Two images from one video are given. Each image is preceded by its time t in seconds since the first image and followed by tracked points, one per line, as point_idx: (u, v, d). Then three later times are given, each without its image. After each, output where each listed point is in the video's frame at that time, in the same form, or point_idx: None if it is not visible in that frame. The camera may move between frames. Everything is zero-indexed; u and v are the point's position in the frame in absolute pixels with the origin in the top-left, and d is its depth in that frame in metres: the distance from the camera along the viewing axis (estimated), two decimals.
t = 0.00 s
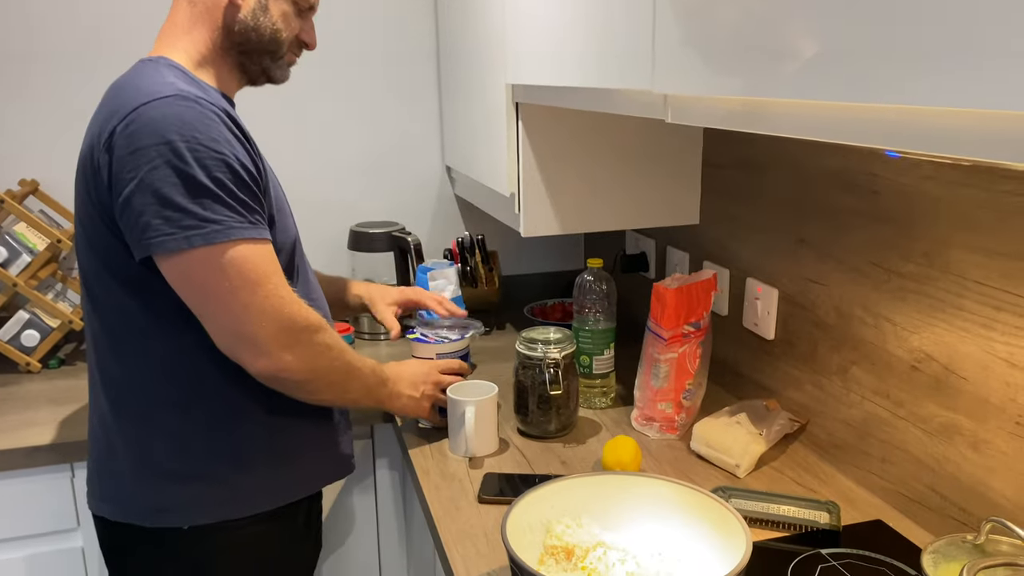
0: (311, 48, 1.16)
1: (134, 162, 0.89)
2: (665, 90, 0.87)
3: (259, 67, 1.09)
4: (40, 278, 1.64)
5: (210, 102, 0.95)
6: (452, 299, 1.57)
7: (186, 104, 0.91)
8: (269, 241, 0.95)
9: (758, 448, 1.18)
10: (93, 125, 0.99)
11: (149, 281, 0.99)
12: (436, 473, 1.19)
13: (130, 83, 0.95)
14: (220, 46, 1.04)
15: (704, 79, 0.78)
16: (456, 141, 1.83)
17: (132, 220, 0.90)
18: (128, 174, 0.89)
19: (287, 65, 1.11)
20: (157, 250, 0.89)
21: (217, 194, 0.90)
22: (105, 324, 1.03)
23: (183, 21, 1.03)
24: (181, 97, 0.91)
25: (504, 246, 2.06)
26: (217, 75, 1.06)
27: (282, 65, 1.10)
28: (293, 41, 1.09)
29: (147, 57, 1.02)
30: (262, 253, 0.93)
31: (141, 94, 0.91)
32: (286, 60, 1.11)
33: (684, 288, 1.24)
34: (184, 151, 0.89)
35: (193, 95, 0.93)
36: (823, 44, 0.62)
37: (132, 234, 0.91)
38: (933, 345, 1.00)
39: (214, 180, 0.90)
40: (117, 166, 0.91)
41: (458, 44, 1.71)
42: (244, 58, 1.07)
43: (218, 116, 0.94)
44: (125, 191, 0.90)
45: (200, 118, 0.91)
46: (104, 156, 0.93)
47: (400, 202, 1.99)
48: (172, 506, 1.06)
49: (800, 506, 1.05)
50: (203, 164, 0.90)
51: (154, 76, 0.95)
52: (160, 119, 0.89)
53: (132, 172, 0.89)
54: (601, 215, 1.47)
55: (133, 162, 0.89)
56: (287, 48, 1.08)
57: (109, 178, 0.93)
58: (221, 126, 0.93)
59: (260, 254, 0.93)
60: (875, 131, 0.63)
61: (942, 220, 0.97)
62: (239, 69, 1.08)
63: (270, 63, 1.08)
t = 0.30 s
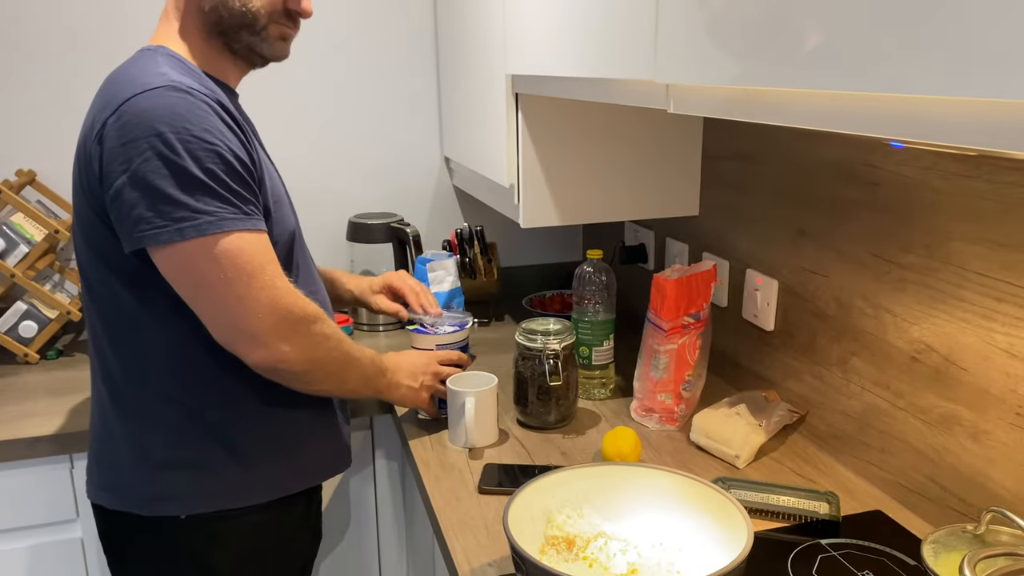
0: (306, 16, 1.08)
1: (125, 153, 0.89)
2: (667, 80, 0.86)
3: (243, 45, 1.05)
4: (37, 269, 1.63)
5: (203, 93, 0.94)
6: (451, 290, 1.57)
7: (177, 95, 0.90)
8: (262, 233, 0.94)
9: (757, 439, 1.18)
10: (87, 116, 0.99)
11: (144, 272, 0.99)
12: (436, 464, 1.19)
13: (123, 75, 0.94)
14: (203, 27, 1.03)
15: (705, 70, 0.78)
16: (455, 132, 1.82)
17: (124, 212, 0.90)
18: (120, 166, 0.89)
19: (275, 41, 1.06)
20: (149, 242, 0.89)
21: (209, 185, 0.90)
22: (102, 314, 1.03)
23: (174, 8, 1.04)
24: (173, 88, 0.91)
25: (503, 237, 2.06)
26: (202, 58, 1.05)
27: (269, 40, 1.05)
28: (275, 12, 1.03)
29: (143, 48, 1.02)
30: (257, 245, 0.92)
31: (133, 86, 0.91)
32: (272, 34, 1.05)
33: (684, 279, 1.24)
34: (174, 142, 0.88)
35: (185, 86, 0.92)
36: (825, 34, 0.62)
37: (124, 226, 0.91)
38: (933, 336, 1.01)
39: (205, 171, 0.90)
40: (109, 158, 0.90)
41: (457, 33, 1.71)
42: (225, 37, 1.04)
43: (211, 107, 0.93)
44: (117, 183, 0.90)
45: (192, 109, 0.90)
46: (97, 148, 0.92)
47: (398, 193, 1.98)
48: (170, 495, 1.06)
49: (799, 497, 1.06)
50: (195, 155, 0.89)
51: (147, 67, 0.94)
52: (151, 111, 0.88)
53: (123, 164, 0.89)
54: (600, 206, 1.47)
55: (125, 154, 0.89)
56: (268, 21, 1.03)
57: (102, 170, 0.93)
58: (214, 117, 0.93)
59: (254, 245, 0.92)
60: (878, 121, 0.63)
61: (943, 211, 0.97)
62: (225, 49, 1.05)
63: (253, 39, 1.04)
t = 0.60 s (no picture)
0: None
1: (122, 151, 0.88)
2: (671, 75, 0.86)
3: (228, 32, 1.03)
4: (36, 264, 1.62)
5: (201, 91, 0.94)
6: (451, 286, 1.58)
7: (174, 92, 0.90)
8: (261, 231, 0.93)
9: (758, 435, 1.18)
10: (85, 114, 0.98)
11: (142, 269, 0.98)
12: (437, 459, 1.19)
13: (121, 72, 0.94)
14: (189, 15, 1.02)
15: (710, 66, 0.78)
16: (455, 127, 1.81)
17: (121, 210, 0.89)
18: (117, 164, 0.88)
19: (257, 22, 1.02)
20: (147, 241, 0.88)
21: (206, 184, 0.89)
22: (101, 311, 1.03)
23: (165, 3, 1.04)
24: (170, 85, 0.90)
25: (503, 232, 2.06)
26: (190, 47, 1.04)
27: (251, 22, 1.02)
28: None
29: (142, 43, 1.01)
30: (255, 243, 0.91)
31: (130, 83, 0.90)
32: (254, 16, 1.02)
33: (685, 275, 1.23)
34: (170, 140, 0.87)
35: (183, 84, 0.92)
36: (832, 29, 0.61)
37: (121, 224, 0.90)
38: (936, 332, 1.00)
39: (202, 170, 0.89)
40: (106, 156, 0.90)
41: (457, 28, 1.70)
42: (209, 25, 1.02)
43: (209, 105, 0.93)
44: (114, 180, 0.89)
45: (188, 106, 0.89)
46: (94, 146, 0.92)
47: (399, 187, 1.98)
48: (170, 491, 1.05)
49: (801, 492, 1.05)
50: (192, 153, 0.88)
51: (144, 64, 0.94)
52: (148, 109, 0.88)
53: (121, 161, 0.88)
54: (601, 202, 1.46)
55: (122, 153, 0.88)
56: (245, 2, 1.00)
57: (99, 168, 0.92)
58: (211, 115, 0.92)
59: (253, 244, 0.91)
60: (887, 116, 0.62)
61: (947, 206, 0.97)
62: (211, 37, 1.03)
63: (236, 23, 1.02)
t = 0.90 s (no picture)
0: None
1: (122, 146, 0.88)
2: (673, 71, 0.86)
3: (237, 31, 1.03)
4: (36, 259, 1.62)
5: (202, 86, 0.93)
6: (453, 281, 1.59)
7: (174, 87, 0.90)
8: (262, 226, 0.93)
9: (759, 431, 1.18)
10: (85, 109, 0.98)
11: (144, 265, 0.98)
12: (438, 455, 1.19)
13: (121, 67, 0.94)
14: (195, 15, 1.02)
15: (712, 62, 0.77)
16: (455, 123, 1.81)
17: (122, 206, 0.89)
18: (117, 160, 0.88)
19: (266, 21, 1.03)
20: (148, 237, 0.88)
21: (206, 179, 0.88)
22: (104, 307, 1.03)
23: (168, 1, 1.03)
24: (170, 80, 0.90)
25: (503, 228, 2.06)
26: (195, 46, 1.04)
27: (260, 22, 1.03)
28: None
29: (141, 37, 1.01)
30: (256, 238, 0.91)
31: (131, 78, 0.90)
32: (263, 16, 1.03)
33: (686, 271, 1.23)
34: (171, 136, 0.87)
35: (183, 79, 0.91)
36: (835, 25, 0.61)
37: (122, 220, 0.90)
38: (937, 328, 1.00)
39: (203, 165, 0.89)
40: (106, 152, 0.89)
41: (457, 24, 1.70)
42: (216, 26, 1.02)
43: (209, 100, 0.93)
44: (115, 176, 0.89)
45: (189, 101, 0.89)
46: (95, 141, 0.92)
47: (399, 183, 1.98)
48: (173, 487, 1.05)
49: (802, 488, 1.06)
50: (192, 149, 0.88)
51: (144, 59, 0.94)
52: (148, 104, 0.88)
53: (121, 157, 0.88)
54: (602, 198, 1.46)
55: (122, 149, 0.88)
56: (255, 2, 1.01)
57: (99, 163, 0.92)
58: (212, 110, 0.92)
59: (254, 239, 0.91)
60: (890, 111, 0.62)
61: (948, 202, 0.97)
62: (218, 36, 1.04)
63: (245, 23, 1.02)
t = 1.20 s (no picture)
0: (330, 28, 1.11)
1: (130, 145, 0.88)
2: (677, 67, 0.86)
3: (270, 49, 1.06)
4: (40, 255, 1.63)
5: (214, 87, 0.94)
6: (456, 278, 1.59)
7: (186, 89, 0.90)
8: (254, 233, 0.92)
9: (762, 428, 1.18)
10: (98, 107, 0.98)
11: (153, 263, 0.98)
12: (442, 451, 1.19)
13: (136, 65, 0.94)
14: (234, 24, 1.04)
15: (716, 58, 0.77)
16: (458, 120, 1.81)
17: (126, 204, 0.89)
18: (124, 158, 0.88)
19: (300, 47, 1.08)
20: (143, 237, 0.88)
21: (207, 181, 0.88)
22: (114, 306, 1.03)
23: None
24: (183, 82, 0.90)
25: (506, 225, 2.06)
26: (224, 53, 1.05)
27: (296, 47, 1.07)
28: (307, 22, 1.06)
29: (158, 34, 1.01)
30: (240, 244, 0.90)
31: (145, 77, 0.91)
32: (300, 41, 1.07)
33: (690, 267, 1.23)
34: (178, 137, 0.87)
35: (195, 80, 0.92)
36: (839, 21, 0.61)
37: (125, 218, 0.90)
38: (941, 325, 1.01)
39: (207, 167, 0.88)
40: (116, 150, 0.90)
41: (461, 21, 1.70)
42: (253, 40, 1.05)
43: (221, 101, 0.93)
44: (122, 174, 0.89)
45: (198, 103, 0.89)
46: (106, 140, 0.92)
47: (404, 181, 1.98)
48: (181, 483, 1.06)
49: (805, 484, 1.06)
50: (197, 151, 0.88)
51: (160, 57, 0.94)
52: (158, 104, 0.88)
53: (128, 156, 0.88)
54: (605, 195, 1.46)
55: (129, 147, 0.88)
56: (299, 30, 1.05)
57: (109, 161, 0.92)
58: (222, 112, 0.92)
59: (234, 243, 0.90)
60: (893, 107, 0.62)
61: (952, 199, 0.97)
62: (251, 50, 1.07)
63: (281, 44, 1.06)
